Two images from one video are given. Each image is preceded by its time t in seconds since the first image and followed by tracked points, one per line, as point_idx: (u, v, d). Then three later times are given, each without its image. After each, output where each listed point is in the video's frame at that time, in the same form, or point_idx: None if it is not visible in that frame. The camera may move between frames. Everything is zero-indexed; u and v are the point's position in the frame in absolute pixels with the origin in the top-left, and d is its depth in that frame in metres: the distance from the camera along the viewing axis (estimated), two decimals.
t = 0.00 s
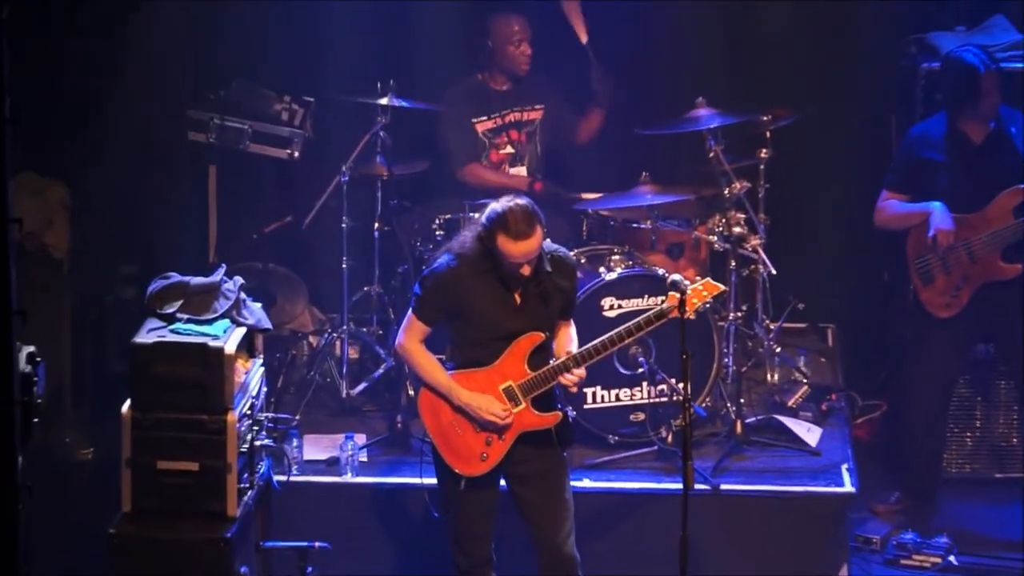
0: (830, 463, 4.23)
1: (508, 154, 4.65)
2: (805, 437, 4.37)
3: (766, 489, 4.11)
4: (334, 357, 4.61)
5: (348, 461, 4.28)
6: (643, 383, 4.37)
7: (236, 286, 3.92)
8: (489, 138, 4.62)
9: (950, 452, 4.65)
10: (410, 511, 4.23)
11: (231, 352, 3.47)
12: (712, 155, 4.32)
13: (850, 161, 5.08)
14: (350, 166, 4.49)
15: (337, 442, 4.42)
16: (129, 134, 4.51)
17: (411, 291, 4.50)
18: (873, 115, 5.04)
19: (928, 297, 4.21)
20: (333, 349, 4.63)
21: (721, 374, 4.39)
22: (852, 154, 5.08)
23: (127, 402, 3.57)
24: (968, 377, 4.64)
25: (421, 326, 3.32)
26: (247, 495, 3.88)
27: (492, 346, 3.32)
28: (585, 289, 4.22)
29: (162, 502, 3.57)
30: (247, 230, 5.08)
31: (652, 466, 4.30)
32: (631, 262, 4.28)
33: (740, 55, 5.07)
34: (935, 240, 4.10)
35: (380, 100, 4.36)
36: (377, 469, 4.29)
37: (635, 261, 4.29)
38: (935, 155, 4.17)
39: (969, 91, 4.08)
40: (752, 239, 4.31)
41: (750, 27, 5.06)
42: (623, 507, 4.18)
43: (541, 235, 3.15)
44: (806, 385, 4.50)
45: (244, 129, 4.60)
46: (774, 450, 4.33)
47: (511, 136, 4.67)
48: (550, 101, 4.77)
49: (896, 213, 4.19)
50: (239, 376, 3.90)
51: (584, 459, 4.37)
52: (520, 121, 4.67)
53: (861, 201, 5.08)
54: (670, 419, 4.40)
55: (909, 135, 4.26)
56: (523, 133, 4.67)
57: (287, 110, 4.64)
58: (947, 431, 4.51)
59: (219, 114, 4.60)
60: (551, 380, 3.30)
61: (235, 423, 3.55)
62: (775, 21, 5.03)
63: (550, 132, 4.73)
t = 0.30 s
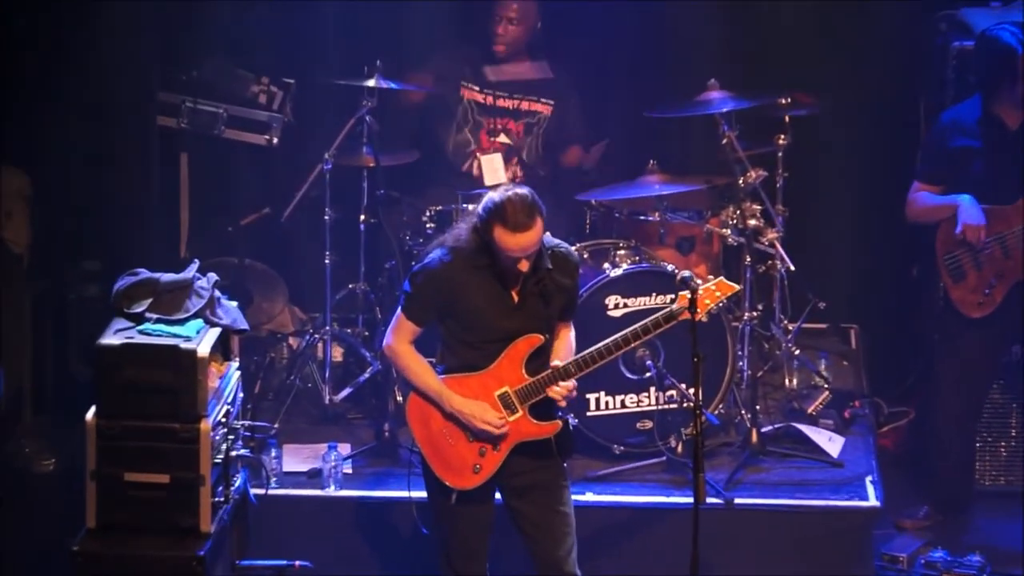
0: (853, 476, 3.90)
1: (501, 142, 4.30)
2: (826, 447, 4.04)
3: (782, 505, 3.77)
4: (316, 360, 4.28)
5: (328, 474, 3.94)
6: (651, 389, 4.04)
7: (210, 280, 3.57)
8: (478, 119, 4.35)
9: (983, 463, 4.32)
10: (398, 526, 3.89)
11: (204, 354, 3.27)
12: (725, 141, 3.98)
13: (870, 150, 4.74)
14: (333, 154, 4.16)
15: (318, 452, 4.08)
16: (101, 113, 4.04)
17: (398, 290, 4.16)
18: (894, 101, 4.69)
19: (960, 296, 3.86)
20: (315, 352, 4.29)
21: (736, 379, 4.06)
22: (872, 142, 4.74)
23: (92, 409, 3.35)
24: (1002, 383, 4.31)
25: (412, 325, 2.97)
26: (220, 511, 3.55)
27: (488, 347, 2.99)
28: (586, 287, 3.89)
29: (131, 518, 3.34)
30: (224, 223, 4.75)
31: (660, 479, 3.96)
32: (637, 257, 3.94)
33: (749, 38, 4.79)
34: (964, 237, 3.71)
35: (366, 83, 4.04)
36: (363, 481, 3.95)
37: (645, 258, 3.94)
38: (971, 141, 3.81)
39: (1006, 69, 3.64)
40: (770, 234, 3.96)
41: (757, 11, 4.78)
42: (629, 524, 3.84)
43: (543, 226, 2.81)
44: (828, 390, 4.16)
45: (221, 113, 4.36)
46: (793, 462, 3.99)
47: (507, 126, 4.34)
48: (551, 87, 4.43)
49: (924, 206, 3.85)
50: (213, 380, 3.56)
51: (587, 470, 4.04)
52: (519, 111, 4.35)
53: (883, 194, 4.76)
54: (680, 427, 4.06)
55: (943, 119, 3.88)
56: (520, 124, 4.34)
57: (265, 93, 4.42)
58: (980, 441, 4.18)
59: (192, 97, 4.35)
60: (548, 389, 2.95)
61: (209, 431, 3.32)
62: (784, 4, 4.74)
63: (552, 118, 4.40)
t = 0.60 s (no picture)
0: (879, 487, 3.56)
1: (487, 124, 4.00)
2: (848, 456, 3.70)
3: (803, 518, 3.42)
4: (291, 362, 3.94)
5: (305, 486, 3.59)
6: (658, 394, 3.68)
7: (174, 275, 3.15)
8: (461, 100, 4.03)
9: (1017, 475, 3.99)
10: (381, 543, 3.54)
11: (169, 355, 2.91)
12: (739, 121, 3.65)
13: (890, 135, 4.42)
14: (310, 137, 3.82)
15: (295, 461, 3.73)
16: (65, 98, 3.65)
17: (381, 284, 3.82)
18: (918, 80, 4.36)
19: (993, 291, 3.48)
20: (291, 353, 3.95)
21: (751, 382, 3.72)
22: (893, 127, 4.42)
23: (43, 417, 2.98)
24: None
25: (394, 325, 2.63)
26: (188, 527, 3.20)
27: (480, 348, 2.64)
28: (586, 282, 3.55)
29: (88, 535, 2.99)
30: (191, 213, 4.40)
31: (667, 492, 3.62)
32: (642, 249, 3.60)
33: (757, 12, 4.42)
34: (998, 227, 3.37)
35: (345, 57, 3.70)
36: (342, 494, 3.60)
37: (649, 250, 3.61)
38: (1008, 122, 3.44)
39: None
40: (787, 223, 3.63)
41: None
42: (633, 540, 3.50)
43: (537, 212, 2.47)
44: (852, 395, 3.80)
45: (186, 90, 4.06)
46: (814, 472, 3.65)
47: (491, 107, 4.04)
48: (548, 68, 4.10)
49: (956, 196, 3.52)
50: (178, 383, 3.20)
51: (587, 481, 3.69)
52: (505, 91, 4.05)
53: (904, 183, 4.43)
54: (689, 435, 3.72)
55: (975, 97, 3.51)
56: (506, 105, 4.04)
57: (235, 69, 4.17)
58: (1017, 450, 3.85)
59: (155, 73, 4.03)
60: (545, 390, 2.60)
61: (174, 438, 2.97)
62: None
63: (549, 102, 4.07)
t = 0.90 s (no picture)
0: (895, 489, 3.36)
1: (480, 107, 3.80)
2: (862, 457, 3.50)
3: (816, 522, 3.22)
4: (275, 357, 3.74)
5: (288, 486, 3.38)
6: (661, 390, 3.51)
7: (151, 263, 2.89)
8: (455, 91, 3.89)
9: None
10: (369, 546, 3.34)
11: (145, 350, 2.69)
12: (748, 103, 3.45)
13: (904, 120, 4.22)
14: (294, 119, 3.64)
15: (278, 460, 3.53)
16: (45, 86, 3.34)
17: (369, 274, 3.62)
18: (934, 61, 4.16)
19: (1019, 282, 3.24)
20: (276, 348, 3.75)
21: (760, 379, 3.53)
22: (907, 111, 4.22)
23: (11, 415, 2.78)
24: None
25: (381, 318, 2.41)
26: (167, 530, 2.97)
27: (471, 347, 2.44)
28: (586, 273, 3.35)
29: (63, 539, 2.78)
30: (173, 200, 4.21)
31: (671, 494, 3.42)
32: (645, 238, 3.41)
33: None
34: None
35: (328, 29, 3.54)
36: (328, 497, 3.40)
37: (651, 238, 3.42)
38: None
39: None
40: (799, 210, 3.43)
41: None
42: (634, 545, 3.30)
43: (530, 197, 2.26)
44: (865, 392, 3.58)
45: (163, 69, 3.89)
46: (827, 474, 3.46)
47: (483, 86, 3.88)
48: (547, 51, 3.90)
49: (981, 175, 3.27)
50: (155, 380, 2.92)
51: (587, 483, 3.50)
52: (495, 67, 3.88)
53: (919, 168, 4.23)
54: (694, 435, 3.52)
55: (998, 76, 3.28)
56: (499, 82, 3.87)
57: (214, 48, 3.95)
58: None
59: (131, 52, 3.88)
60: (544, 385, 2.41)
61: (152, 438, 2.76)
62: None
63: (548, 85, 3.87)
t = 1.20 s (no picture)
0: (893, 483, 3.34)
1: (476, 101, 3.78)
2: (859, 452, 3.49)
3: (816, 517, 3.20)
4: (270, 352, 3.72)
5: (282, 481, 3.36)
6: (658, 383, 3.48)
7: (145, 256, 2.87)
8: (448, 83, 3.85)
9: None
10: (365, 542, 3.32)
11: (139, 343, 2.68)
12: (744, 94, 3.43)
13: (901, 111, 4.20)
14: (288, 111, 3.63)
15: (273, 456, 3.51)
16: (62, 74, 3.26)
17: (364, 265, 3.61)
18: (932, 53, 4.15)
19: (1018, 272, 3.23)
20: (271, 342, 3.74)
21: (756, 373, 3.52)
22: (905, 103, 4.20)
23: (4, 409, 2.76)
24: None
25: (375, 312, 2.39)
26: (159, 523, 2.96)
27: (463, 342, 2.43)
28: (582, 267, 3.33)
29: (57, 533, 2.76)
30: (166, 193, 4.20)
31: (668, 488, 3.41)
32: (641, 231, 3.38)
33: None
34: None
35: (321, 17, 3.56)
36: (323, 491, 3.38)
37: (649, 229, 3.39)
38: None
39: None
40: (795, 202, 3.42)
41: None
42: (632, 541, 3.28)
43: (525, 185, 2.25)
44: (863, 386, 3.57)
45: (156, 61, 3.88)
46: (824, 468, 3.45)
47: (478, 79, 3.84)
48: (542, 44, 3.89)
49: (980, 165, 3.25)
50: (150, 373, 2.90)
51: (583, 478, 3.48)
52: (490, 61, 3.84)
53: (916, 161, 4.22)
54: (690, 429, 3.51)
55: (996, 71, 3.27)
56: (494, 76, 3.83)
57: (208, 40, 3.97)
58: None
59: (125, 45, 3.86)
60: (539, 370, 2.40)
61: (146, 432, 2.74)
62: None
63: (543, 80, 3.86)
